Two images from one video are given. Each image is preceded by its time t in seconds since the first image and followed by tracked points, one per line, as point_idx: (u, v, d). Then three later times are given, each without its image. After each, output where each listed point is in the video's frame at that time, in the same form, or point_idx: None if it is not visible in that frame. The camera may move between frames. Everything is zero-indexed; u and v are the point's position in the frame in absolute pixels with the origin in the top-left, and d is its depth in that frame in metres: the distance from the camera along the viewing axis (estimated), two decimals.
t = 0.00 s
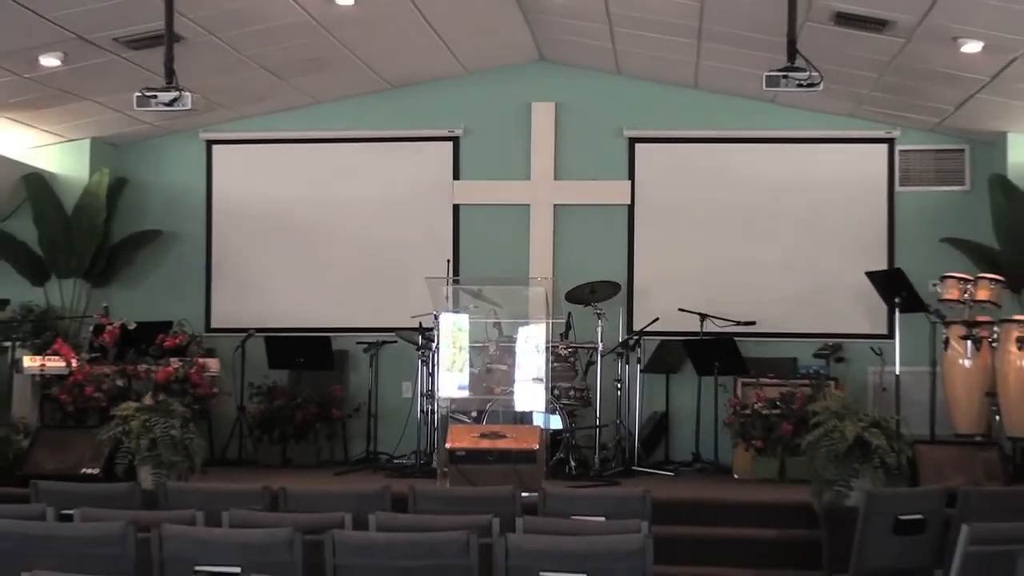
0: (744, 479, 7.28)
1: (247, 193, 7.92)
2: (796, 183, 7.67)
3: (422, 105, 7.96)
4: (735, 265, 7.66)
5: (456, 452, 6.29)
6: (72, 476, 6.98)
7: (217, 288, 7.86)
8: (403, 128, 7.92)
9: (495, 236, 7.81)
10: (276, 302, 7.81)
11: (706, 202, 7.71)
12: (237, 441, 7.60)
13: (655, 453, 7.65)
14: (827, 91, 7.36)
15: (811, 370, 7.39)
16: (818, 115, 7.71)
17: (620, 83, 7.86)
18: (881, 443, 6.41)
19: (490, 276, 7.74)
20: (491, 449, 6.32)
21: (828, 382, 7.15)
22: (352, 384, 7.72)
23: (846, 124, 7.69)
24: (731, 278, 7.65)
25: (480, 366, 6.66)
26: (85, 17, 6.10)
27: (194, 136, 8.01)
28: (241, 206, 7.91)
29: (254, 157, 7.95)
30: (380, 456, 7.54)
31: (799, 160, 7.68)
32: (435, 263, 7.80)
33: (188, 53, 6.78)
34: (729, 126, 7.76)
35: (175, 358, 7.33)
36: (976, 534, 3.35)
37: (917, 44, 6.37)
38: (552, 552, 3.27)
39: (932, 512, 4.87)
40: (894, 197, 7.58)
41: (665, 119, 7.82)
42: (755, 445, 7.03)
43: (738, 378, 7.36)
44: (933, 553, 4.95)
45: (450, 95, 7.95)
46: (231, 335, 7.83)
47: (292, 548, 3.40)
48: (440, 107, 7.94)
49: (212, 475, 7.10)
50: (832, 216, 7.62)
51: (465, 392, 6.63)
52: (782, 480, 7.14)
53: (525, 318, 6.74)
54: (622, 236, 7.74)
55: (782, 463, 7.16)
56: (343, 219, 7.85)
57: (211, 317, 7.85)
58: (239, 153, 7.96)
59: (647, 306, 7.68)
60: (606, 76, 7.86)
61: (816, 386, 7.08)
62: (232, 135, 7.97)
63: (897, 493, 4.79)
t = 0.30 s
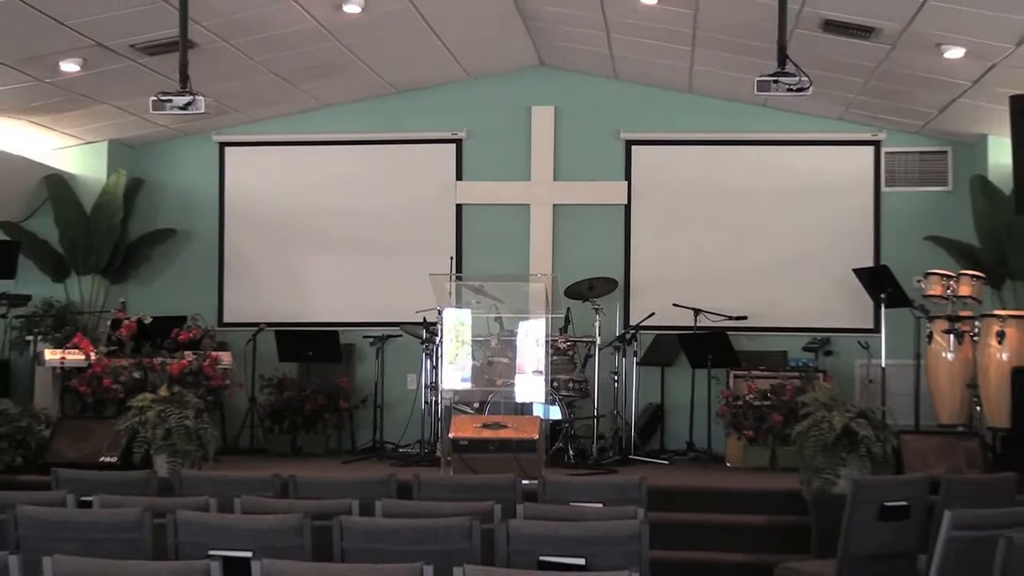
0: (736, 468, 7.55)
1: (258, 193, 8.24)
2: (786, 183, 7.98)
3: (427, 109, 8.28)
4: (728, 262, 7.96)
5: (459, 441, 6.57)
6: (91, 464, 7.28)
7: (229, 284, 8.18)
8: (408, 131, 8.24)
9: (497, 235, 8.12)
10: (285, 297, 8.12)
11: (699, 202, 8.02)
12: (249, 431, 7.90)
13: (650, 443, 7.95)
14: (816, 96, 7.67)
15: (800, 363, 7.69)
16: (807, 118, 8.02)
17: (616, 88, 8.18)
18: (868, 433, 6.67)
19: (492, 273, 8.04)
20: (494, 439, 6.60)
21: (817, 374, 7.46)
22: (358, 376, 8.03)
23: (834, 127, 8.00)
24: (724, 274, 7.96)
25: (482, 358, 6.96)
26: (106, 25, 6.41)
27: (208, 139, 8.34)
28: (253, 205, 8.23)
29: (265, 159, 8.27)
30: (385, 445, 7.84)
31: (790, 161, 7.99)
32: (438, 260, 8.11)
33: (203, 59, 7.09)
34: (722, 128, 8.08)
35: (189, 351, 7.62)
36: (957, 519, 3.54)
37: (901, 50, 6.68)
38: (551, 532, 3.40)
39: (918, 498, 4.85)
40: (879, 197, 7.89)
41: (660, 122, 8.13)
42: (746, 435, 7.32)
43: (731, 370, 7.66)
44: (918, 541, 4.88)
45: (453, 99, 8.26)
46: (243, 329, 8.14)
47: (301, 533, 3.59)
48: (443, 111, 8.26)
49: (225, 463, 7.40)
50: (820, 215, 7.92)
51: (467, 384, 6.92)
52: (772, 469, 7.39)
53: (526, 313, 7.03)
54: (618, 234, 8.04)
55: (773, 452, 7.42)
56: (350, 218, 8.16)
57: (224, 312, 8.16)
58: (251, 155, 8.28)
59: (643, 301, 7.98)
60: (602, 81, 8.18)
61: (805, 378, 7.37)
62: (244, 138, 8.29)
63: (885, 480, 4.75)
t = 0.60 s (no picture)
0: (730, 455, 7.88)
1: (272, 192, 8.57)
2: (779, 182, 8.29)
3: (434, 112, 8.61)
4: (723, 258, 8.28)
5: (465, 430, 6.86)
6: (113, 451, 7.62)
7: (244, 280, 8.52)
8: (416, 132, 8.57)
9: (501, 232, 8.44)
10: (298, 292, 8.45)
11: (696, 201, 8.34)
12: (263, 420, 8.23)
13: (648, 432, 8.27)
14: (808, 99, 7.98)
15: (793, 356, 7.99)
16: (800, 121, 8.34)
17: (616, 91, 8.50)
18: (857, 422, 6.99)
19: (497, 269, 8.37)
20: (498, 428, 6.91)
21: (809, 366, 7.76)
22: (368, 367, 8.35)
23: (826, 129, 8.32)
24: (719, 270, 8.27)
25: (486, 351, 7.31)
26: (129, 32, 6.73)
27: (224, 141, 8.69)
28: (267, 204, 8.57)
29: (278, 159, 8.61)
30: (394, 434, 8.17)
31: (783, 162, 8.30)
32: (445, 256, 8.44)
33: (220, 63, 7.41)
34: (717, 130, 8.40)
35: (206, 344, 7.94)
36: (943, 504, 3.90)
37: (890, 55, 6.99)
38: (554, 515, 3.66)
39: (905, 486, 5.12)
40: (868, 196, 8.21)
41: (658, 124, 8.45)
42: (740, 424, 7.63)
43: (726, 363, 7.97)
44: (905, 525, 5.17)
45: (459, 102, 8.60)
46: (258, 323, 8.48)
47: (313, 517, 3.78)
48: (450, 113, 8.59)
49: (240, 450, 7.72)
50: (812, 213, 8.24)
51: (472, 375, 7.26)
52: (765, 456, 7.71)
53: (528, 307, 7.40)
54: (618, 232, 8.37)
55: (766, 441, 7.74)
56: (360, 216, 8.49)
57: (239, 306, 8.50)
58: (265, 156, 8.62)
59: (641, 296, 8.31)
60: (602, 84, 8.51)
61: (797, 370, 7.67)
62: (258, 139, 8.63)
63: (874, 467, 5.04)
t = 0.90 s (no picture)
0: (722, 441, 8.11)
1: (281, 190, 8.91)
2: (769, 181, 8.61)
3: (437, 112, 8.95)
4: (715, 253, 8.61)
5: (466, 418, 7.18)
6: (128, 438, 7.93)
7: (254, 274, 8.86)
8: (419, 132, 8.91)
9: (502, 228, 8.78)
10: (305, 286, 8.79)
11: (689, 198, 8.66)
12: (272, 409, 8.55)
13: (643, 420, 8.58)
14: (796, 100, 8.31)
15: (782, 346, 8.31)
16: (789, 121, 8.66)
17: (612, 92, 8.83)
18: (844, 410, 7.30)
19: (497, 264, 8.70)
20: (498, 416, 7.23)
21: (797, 356, 8.06)
22: (373, 357, 8.69)
23: (814, 129, 8.64)
24: (710, 265, 8.60)
25: (487, 342, 7.62)
26: (145, 36, 7.05)
27: (235, 141, 9.05)
28: (276, 202, 8.91)
29: (287, 158, 8.96)
30: (399, 421, 8.51)
31: (772, 160, 8.62)
32: (448, 252, 8.78)
33: (232, 65, 7.73)
34: (709, 130, 8.73)
35: (217, 336, 8.25)
36: (926, 490, 3.94)
37: (876, 58, 7.31)
38: (545, 504, 3.79)
39: (888, 471, 5.39)
40: (854, 195, 8.54)
41: (653, 124, 8.78)
42: (731, 412, 7.93)
43: (718, 354, 8.28)
44: (890, 509, 5.46)
45: (461, 103, 8.94)
46: (267, 315, 8.82)
47: (321, 501, 3.95)
48: (452, 114, 8.93)
49: (249, 437, 8.01)
50: (801, 211, 8.56)
51: (473, 365, 7.61)
52: (756, 443, 7.98)
53: (527, 300, 7.63)
54: (613, 228, 8.69)
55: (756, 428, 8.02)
56: (366, 213, 8.83)
57: (249, 300, 8.85)
58: (274, 155, 8.97)
59: (635, 290, 8.64)
60: (598, 86, 8.85)
61: (786, 360, 7.98)
62: (268, 139, 8.98)
63: (861, 453, 5.32)
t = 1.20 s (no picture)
0: (716, 427, 8.51)
1: (293, 187, 9.30)
2: (761, 177, 8.95)
3: (442, 112, 9.32)
4: (709, 247, 8.94)
5: (470, 405, 7.51)
6: (146, 423, 8.23)
7: (267, 267, 9.25)
8: (425, 131, 9.29)
9: (505, 222, 9.16)
10: (317, 278, 9.18)
11: (685, 194, 9.00)
12: (284, 396, 8.89)
13: (640, 406, 8.91)
14: (788, 100, 8.64)
15: (774, 336, 8.63)
16: (780, 120, 9.00)
17: (609, 92, 9.19)
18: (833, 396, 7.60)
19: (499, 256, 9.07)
20: (501, 403, 7.56)
21: (789, 345, 8.37)
22: (381, 346, 9.06)
23: (804, 127, 8.99)
24: (705, 258, 8.94)
25: (491, 332, 7.91)
26: (163, 38, 7.38)
27: (248, 139, 9.43)
28: (288, 197, 9.30)
29: (298, 156, 9.34)
30: (405, 407, 8.88)
31: (764, 157, 8.96)
32: (452, 245, 9.15)
33: (246, 65, 8.07)
34: (703, 128, 9.08)
35: (231, 326, 8.58)
36: (911, 473, 4.07)
37: (864, 60, 7.64)
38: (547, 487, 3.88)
39: (875, 454, 5.37)
40: (844, 191, 8.87)
41: (650, 123, 9.13)
42: (725, 399, 8.24)
43: (713, 343, 8.60)
44: (876, 491, 5.48)
45: (465, 103, 9.30)
46: (279, 306, 9.20)
47: (332, 483, 3.91)
48: (456, 114, 9.30)
49: (262, 423, 8.30)
50: (791, 205, 8.90)
51: (477, 354, 7.88)
52: (749, 429, 8.30)
53: (530, 291, 7.97)
54: (611, 222, 9.06)
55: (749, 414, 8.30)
56: (374, 208, 9.21)
57: (262, 291, 9.23)
58: (285, 153, 9.35)
59: (633, 281, 8.98)
60: (596, 86, 9.20)
61: (778, 349, 8.30)
62: (280, 138, 9.36)
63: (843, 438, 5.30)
